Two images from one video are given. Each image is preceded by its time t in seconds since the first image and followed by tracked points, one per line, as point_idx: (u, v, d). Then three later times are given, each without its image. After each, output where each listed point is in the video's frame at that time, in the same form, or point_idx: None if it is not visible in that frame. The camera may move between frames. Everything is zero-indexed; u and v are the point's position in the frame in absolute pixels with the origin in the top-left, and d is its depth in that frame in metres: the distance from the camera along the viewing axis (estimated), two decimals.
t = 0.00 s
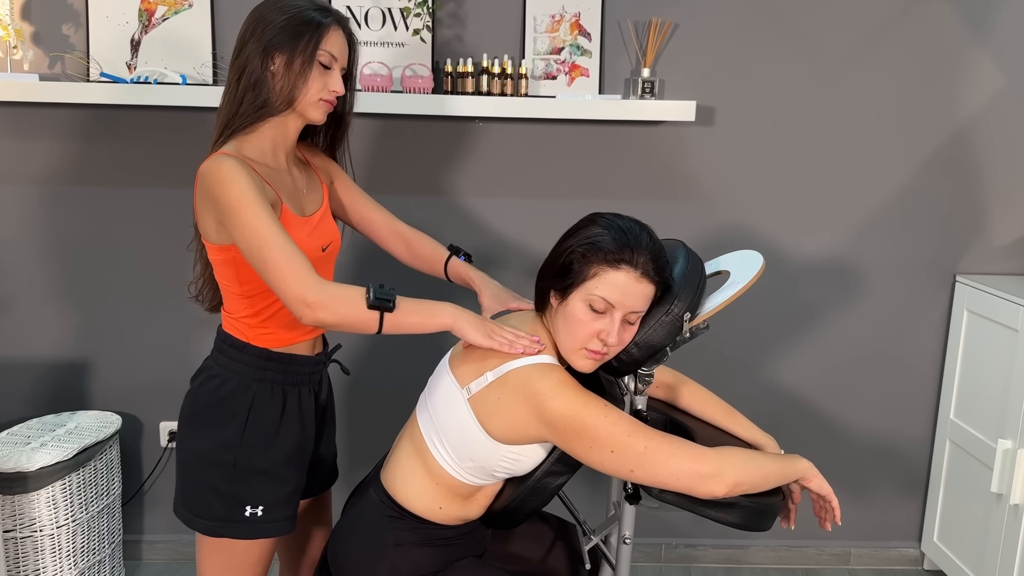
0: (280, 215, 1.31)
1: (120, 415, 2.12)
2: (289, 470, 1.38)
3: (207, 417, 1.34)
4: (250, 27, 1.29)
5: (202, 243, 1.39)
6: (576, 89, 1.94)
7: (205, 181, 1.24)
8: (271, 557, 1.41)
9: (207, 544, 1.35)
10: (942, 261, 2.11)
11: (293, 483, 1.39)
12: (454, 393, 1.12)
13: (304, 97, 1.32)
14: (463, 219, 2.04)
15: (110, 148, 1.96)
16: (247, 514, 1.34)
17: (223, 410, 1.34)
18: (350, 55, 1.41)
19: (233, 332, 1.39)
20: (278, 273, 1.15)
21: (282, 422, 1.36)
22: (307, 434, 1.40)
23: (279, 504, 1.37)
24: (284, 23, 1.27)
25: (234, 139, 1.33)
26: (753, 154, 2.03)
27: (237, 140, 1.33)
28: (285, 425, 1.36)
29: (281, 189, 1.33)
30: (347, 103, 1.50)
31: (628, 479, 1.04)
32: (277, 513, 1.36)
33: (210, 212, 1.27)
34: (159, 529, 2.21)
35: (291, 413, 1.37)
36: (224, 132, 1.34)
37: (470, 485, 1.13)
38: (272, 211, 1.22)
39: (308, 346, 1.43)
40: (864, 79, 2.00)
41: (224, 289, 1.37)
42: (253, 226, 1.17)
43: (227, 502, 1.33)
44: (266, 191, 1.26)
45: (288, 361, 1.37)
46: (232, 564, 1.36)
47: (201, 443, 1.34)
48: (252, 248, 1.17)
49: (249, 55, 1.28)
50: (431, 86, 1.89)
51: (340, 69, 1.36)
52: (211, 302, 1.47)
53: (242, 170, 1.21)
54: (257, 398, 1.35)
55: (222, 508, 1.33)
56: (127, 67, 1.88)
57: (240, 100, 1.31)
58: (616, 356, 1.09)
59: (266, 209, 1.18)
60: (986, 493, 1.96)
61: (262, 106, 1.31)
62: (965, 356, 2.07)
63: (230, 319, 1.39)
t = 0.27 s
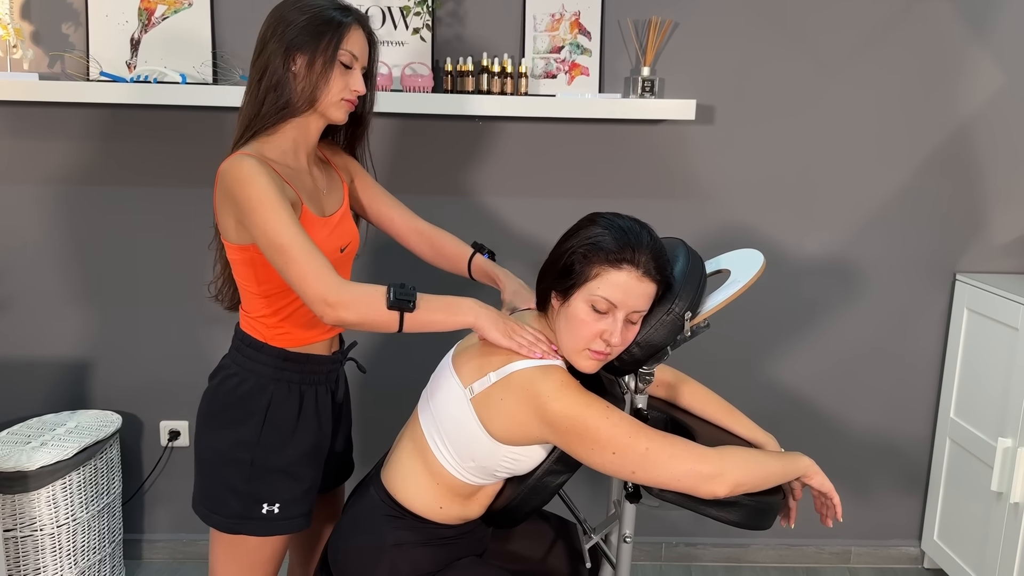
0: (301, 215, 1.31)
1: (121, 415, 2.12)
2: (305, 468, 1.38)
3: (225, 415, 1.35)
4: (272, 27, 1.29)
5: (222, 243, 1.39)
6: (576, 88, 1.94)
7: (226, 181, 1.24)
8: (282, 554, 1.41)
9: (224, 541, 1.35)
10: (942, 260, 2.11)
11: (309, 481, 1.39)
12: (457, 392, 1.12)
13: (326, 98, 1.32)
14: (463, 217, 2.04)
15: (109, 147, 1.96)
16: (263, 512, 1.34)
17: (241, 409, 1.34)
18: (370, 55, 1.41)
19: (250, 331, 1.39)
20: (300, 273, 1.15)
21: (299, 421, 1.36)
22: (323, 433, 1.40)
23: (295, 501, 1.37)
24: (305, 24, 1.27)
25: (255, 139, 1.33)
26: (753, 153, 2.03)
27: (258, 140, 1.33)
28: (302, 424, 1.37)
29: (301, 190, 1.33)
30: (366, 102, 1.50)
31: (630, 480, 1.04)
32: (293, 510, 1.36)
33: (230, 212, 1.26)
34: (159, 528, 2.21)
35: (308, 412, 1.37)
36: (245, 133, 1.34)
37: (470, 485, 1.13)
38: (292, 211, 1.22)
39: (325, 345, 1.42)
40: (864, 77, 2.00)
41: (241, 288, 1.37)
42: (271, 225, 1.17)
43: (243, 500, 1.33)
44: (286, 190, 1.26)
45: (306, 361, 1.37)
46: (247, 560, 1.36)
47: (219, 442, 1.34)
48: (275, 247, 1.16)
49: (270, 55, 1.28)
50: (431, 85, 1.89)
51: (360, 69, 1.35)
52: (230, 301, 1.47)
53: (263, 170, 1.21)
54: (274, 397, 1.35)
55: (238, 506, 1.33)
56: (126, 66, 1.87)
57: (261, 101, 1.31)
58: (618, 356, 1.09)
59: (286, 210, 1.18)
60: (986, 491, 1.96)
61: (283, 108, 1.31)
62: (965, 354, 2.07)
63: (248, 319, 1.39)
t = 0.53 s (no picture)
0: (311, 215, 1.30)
1: (121, 413, 2.13)
2: (308, 464, 1.38)
3: (228, 412, 1.35)
4: (288, 27, 1.29)
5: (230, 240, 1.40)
6: (575, 86, 1.94)
7: (236, 178, 1.24)
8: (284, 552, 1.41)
9: (226, 535, 1.35)
10: (942, 258, 2.11)
11: (311, 478, 1.39)
12: (456, 392, 1.12)
13: (339, 99, 1.32)
14: (462, 217, 2.04)
15: (108, 146, 1.96)
16: (265, 507, 1.34)
17: (244, 405, 1.34)
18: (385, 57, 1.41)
19: (254, 328, 1.39)
20: (309, 270, 1.15)
21: (300, 418, 1.36)
22: (326, 429, 1.39)
23: (298, 497, 1.37)
24: (320, 25, 1.27)
25: (267, 138, 1.33)
26: (753, 151, 2.03)
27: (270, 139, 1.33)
28: (304, 421, 1.36)
29: (311, 190, 1.33)
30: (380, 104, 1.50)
31: (629, 478, 1.04)
32: (296, 506, 1.36)
33: (239, 209, 1.27)
34: (159, 527, 2.21)
35: (310, 409, 1.37)
36: (258, 132, 1.35)
37: (470, 484, 1.13)
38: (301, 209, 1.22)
39: (330, 343, 1.42)
40: (864, 76, 2.00)
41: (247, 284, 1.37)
42: (280, 223, 1.17)
43: (246, 495, 1.34)
44: (295, 188, 1.26)
45: (308, 358, 1.37)
46: (249, 556, 1.36)
47: (223, 437, 1.35)
48: (284, 244, 1.17)
49: (285, 54, 1.28)
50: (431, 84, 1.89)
51: (375, 71, 1.35)
52: (238, 296, 1.47)
53: (271, 168, 1.22)
54: (276, 394, 1.35)
55: (241, 501, 1.33)
56: (126, 65, 1.87)
57: (275, 100, 1.32)
58: (617, 355, 1.09)
59: (295, 208, 1.18)
60: (986, 490, 1.96)
61: (295, 108, 1.32)
62: (965, 353, 2.07)
63: (252, 315, 1.40)
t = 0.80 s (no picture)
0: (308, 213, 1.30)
1: (121, 412, 2.13)
2: (299, 462, 1.38)
3: (220, 408, 1.35)
4: (288, 26, 1.29)
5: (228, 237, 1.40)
6: (576, 85, 1.94)
7: (237, 174, 1.24)
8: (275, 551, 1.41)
9: (216, 532, 1.35)
10: (942, 257, 2.11)
11: (302, 475, 1.39)
12: (455, 390, 1.12)
13: (339, 97, 1.32)
14: (462, 215, 2.04)
15: (108, 144, 1.96)
16: (256, 504, 1.34)
17: (236, 402, 1.34)
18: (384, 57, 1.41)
19: (246, 325, 1.39)
20: (315, 262, 1.15)
21: (293, 415, 1.36)
22: (317, 427, 1.39)
23: (289, 494, 1.37)
24: (320, 24, 1.27)
25: (267, 135, 1.33)
26: (753, 150, 2.03)
27: (270, 136, 1.33)
28: (296, 418, 1.36)
29: (310, 187, 1.34)
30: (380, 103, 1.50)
31: (629, 476, 1.04)
32: (286, 504, 1.36)
33: (239, 204, 1.27)
34: (159, 526, 2.21)
35: (302, 407, 1.37)
36: (259, 130, 1.35)
37: (469, 481, 1.13)
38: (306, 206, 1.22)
39: (321, 341, 1.42)
40: (864, 75, 2.00)
41: (241, 280, 1.37)
42: (283, 218, 1.17)
43: (237, 492, 1.33)
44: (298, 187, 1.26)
45: (301, 356, 1.37)
46: (240, 552, 1.36)
47: (214, 433, 1.34)
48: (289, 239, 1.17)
49: (285, 52, 1.28)
50: (431, 82, 1.89)
51: (375, 70, 1.35)
52: (232, 292, 1.49)
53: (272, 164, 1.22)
54: (269, 390, 1.35)
55: (231, 497, 1.33)
56: (126, 63, 1.87)
57: (275, 98, 1.32)
58: (617, 353, 1.09)
59: (301, 205, 1.18)
60: (986, 488, 1.96)
61: (296, 106, 1.32)
62: (965, 351, 2.07)
63: (245, 311, 1.39)
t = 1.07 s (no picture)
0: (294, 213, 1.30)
1: (121, 411, 2.13)
2: (286, 459, 1.38)
3: (206, 405, 1.35)
4: (270, 25, 1.29)
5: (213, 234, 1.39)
6: (576, 84, 1.94)
7: (224, 172, 1.24)
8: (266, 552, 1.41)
9: (204, 531, 1.35)
10: (942, 256, 2.11)
11: (289, 473, 1.39)
12: (454, 389, 1.12)
13: (324, 95, 1.32)
14: (462, 214, 2.04)
15: (108, 143, 1.96)
16: (244, 502, 1.34)
17: (222, 399, 1.34)
18: (368, 54, 1.41)
19: (232, 322, 1.38)
20: (304, 258, 1.16)
21: (280, 412, 1.36)
22: (304, 424, 1.40)
23: (276, 492, 1.37)
24: (303, 22, 1.27)
25: (253, 133, 1.33)
26: (753, 148, 2.03)
27: (256, 134, 1.32)
28: (283, 415, 1.37)
29: (297, 187, 1.33)
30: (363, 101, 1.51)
31: (627, 473, 1.04)
32: (274, 502, 1.36)
33: (226, 202, 1.27)
34: (159, 524, 2.21)
35: (289, 403, 1.37)
36: (243, 129, 1.34)
37: (469, 480, 1.13)
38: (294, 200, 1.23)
39: (307, 339, 1.43)
40: (864, 73, 2.00)
41: (227, 277, 1.37)
42: (271, 212, 1.18)
43: (224, 489, 1.33)
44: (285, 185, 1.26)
45: (288, 352, 1.37)
46: (229, 551, 1.35)
47: (200, 432, 1.34)
48: (279, 234, 1.17)
49: (270, 52, 1.28)
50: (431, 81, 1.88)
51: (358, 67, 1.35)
52: (215, 291, 1.47)
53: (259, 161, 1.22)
54: (256, 386, 1.35)
55: (219, 495, 1.33)
56: (126, 61, 1.87)
57: (260, 97, 1.32)
58: (616, 352, 1.09)
59: (288, 199, 1.19)
60: (985, 487, 1.97)
61: (283, 104, 1.31)
62: (964, 350, 2.07)
63: (230, 308, 1.39)
